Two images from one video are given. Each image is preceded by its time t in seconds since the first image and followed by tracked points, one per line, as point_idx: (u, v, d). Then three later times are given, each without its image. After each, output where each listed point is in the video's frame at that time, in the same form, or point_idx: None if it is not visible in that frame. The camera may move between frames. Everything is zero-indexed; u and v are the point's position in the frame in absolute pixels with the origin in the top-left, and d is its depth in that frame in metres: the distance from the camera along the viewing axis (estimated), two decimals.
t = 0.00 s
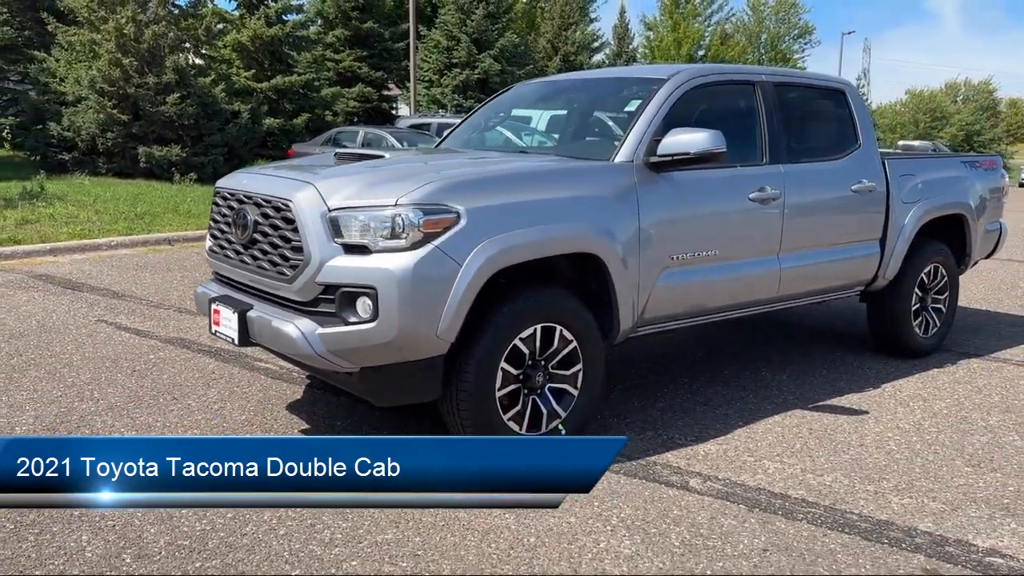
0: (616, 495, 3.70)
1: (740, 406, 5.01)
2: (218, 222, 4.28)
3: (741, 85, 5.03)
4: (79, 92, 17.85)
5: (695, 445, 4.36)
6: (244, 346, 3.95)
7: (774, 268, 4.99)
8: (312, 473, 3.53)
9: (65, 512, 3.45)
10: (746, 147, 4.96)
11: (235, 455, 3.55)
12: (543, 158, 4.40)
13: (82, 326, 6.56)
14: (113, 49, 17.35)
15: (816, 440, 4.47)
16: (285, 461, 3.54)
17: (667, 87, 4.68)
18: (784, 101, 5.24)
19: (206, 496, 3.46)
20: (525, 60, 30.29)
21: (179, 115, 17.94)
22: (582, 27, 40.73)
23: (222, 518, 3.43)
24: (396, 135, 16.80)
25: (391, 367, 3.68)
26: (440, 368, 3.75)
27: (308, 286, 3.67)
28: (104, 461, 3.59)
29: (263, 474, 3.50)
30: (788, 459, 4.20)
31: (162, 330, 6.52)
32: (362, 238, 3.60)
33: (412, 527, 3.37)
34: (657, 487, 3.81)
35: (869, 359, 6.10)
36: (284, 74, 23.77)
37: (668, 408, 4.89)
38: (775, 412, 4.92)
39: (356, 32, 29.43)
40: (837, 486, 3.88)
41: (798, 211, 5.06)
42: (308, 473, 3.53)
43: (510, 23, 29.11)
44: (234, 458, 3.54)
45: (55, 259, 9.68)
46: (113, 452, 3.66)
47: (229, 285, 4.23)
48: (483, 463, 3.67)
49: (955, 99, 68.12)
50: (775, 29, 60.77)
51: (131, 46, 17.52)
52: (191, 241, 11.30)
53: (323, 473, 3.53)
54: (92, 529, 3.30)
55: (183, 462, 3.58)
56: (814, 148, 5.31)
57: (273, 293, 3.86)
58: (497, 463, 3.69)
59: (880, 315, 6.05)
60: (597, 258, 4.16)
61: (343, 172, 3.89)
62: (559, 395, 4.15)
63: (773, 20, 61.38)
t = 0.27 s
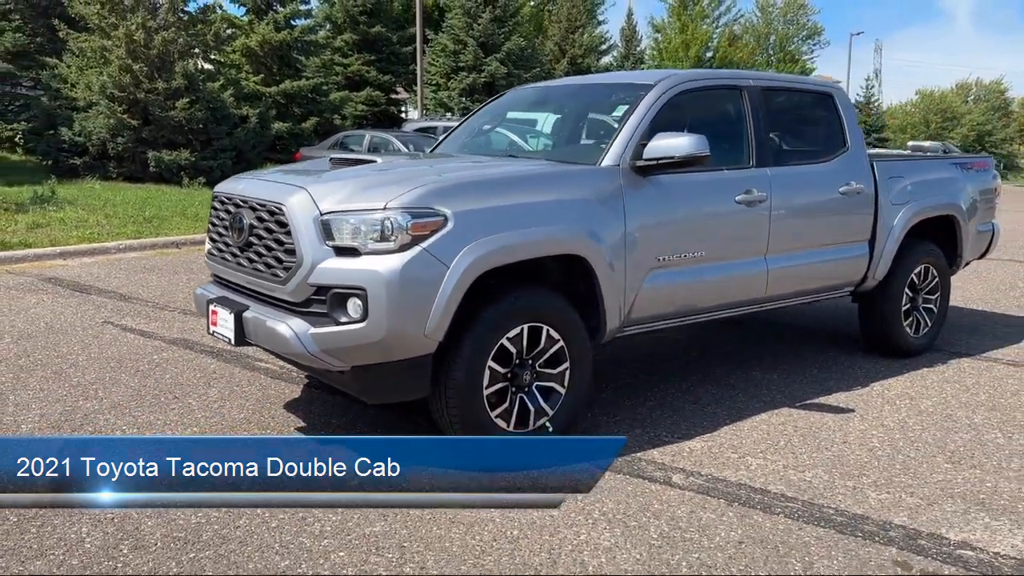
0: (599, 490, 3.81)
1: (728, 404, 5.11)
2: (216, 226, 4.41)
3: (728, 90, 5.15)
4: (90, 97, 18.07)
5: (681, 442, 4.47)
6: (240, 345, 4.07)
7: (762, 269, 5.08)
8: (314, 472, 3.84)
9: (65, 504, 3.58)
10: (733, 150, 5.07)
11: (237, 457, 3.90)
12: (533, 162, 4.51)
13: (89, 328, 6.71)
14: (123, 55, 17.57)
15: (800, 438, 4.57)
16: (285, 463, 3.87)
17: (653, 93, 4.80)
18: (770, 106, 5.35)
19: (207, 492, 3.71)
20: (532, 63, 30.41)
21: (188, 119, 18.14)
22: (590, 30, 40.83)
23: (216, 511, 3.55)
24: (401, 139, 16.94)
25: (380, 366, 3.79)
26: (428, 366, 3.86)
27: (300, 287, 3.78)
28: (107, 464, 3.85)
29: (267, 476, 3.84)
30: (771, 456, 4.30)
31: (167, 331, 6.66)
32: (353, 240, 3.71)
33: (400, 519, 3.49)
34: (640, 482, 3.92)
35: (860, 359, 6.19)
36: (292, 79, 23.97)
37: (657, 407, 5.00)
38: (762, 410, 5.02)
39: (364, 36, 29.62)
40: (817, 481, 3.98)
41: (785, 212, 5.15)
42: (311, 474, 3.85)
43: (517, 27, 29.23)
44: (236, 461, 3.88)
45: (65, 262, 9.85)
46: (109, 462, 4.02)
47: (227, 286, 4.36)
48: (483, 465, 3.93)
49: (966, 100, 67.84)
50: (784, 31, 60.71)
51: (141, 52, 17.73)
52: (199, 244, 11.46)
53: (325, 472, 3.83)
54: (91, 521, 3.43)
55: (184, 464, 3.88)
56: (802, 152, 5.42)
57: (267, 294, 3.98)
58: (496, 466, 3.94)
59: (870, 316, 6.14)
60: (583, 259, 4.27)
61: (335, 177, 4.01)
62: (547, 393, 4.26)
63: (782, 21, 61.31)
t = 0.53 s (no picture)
0: (573, 483, 3.94)
1: (709, 402, 5.23)
2: (206, 228, 4.55)
3: (707, 93, 5.27)
4: (98, 103, 18.27)
5: (658, 438, 4.59)
6: (228, 344, 4.21)
7: (740, 268, 5.21)
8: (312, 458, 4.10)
9: (57, 496, 3.73)
10: (712, 152, 5.19)
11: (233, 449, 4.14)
12: (513, 165, 4.64)
13: (91, 329, 6.88)
14: (131, 61, 17.80)
15: (775, 433, 4.68)
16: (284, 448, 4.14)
17: (632, 97, 4.93)
18: (750, 108, 5.47)
19: (194, 485, 3.88)
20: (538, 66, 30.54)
21: (195, 124, 18.36)
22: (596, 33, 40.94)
23: (202, 503, 3.70)
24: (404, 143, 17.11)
25: (361, 363, 3.92)
26: (407, 363, 3.98)
27: (283, 287, 3.91)
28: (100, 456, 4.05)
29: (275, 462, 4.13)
30: (744, 450, 4.41)
31: (166, 332, 6.82)
32: (333, 241, 3.83)
33: (377, 511, 3.62)
34: (613, 475, 4.04)
35: (843, 357, 6.29)
36: (299, 83, 24.19)
37: (639, 404, 5.13)
38: (741, 407, 5.13)
39: (371, 40, 29.83)
40: (786, 475, 4.09)
41: (763, 213, 5.26)
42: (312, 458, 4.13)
43: (522, 30, 29.36)
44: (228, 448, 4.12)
45: (71, 265, 10.05)
46: (101, 458, 4.18)
47: (216, 287, 4.50)
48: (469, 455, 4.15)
49: (976, 100, 67.58)
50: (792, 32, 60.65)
51: (149, 58, 17.96)
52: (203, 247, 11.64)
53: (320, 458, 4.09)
54: (81, 512, 3.57)
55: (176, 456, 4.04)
56: (782, 153, 5.53)
57: (253, 294, 4.12)
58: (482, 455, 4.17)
59: (854, 316, 6.24)
60: (560, 259, 4.39)
61: (319, 181, 4.14)
62: (526, 389, 4.38)
63: (790, 22, 61.25)
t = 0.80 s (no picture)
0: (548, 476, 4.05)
1: (689, 400, 5.34)
2: (194, 231, 4.68)
3: (685, 97, 5.41)
4: (104, 108, 18.42)
5: (635, 434, 4.71)
6: (214, 342, 4.34)
7: (718, 268, 5.36)
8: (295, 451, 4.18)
9: (47, 490, 3.86)
10: (690, 154, 5.32)
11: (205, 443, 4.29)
12: (493, 168, 4.75)
13: (90, 330, 7.03)
14: (137, 67, 18.01)
15: (751, 429, 4.78)
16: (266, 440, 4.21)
17: (611, 101, 5.07)
18: (729, 112, 5.61)
19: (181, 478, 4.02)
20: (542, 69, 30.68)
21: (200, 129, 18.56)
22: (601, 35, 41.06)
23: (187, 496, 3.83)
24: (406, 146, 17.28)
25: (341, 361, 4.04)
26: (386, 361, 4.10)
27: (266, 287, 4.03)
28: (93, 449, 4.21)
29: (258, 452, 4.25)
30: (718, 445, 4.52)
31: (163, 333, 6.97)
32: (314, 243, 3.95)
33: (355, 503, 3.74)
34: (588, 469, 4.16)
35: (827, 355, 6.38)
36: (304, 88, 24.39)
37: (620, 402, 5.25)
38: (720, 404, 5.24)
39: (376, 45, 30.02)
40: (757, 469, 4.19)
41: (740, 214, 5.40)
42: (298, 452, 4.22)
43: (526, 33, 29.51)
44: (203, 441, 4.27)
45: (75, 269, 10.23)
46: (93, 454, 4.33)
47: (204, 287, 4.63)
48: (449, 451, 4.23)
49: (985, 99, 67.39)
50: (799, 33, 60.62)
51: (154, 64, 18.17)
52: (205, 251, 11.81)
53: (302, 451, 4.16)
54: (70, 505, 3.71)
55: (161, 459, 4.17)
56: (760, 155, 5.66)
57: (238, 294, 4.24)
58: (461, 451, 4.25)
59: (837, 313, 6.32)
60: (539, 260, 4.51)
61: (301, 184, 4.27)
62: (505, 386, 4.49)
63: (797, 23, 61.23)
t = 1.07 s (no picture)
0: (536, 475, 4.11)
1: (680, 400, 5.40)
2: (189, 235, 4.77)
3: (674, 101, 5.48)
4: (111, 113, 18.58)
5: (625, 433, 4.76)
6: (208, 345, 4.42)
7: (709, 269, 5.42)
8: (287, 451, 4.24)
9: (43, 491, 3.95)
10: (679, 157, 5.39)
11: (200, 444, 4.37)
12: (483, 172, 4.82)
13: (92, 333, 7.13)
14: (143, 72, 18.16)
15: (739, 429, 4.83)
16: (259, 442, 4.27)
17: (601, 105, 5.14)
18: (719, 114, 5.67)
19: (175, 479, 4.10)
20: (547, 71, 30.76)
21: (206, 133, 18.69)
22: (607, 37, 41.11)
23: (180, 497, 3.90)
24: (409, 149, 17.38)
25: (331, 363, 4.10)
26: (376, 363, 4.16)
27: (257, 290, 4.11)
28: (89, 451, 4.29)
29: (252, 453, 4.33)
30: (706, 445, 4.57)
31: (164, 336, 7.06)
32: (304, 247, 4.02)
33: (344, 502, 3.80)
34: (576, 468, 4.22)
35: (820, 356, 6.42)
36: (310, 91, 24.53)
37: (611, 403, 5.32)
38: (711, 405, 5.29)
39: (382, 48, 30.14)
40: (743, 468, 4.25)
41: (729, 216, 5.46)
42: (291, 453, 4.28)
43: (530, 35, 29.61)
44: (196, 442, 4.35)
45: (79, 272, 10.35)
46: (90, 455, 4.41)
47: (199, 291, 4.72)
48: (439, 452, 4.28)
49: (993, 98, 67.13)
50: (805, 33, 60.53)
51: (160, 69, 18.32)
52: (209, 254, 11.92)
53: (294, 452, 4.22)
54: (65, 506, 3.79)
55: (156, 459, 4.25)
56: (750, 157, 5.72)
57: (231, 297, 4.32)
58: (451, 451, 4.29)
59: (830, 313, 6.36)
60: (528, 262, 4.56)
61: (293, 189, 4.34)
62: (495, 387, 4.54)
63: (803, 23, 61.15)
